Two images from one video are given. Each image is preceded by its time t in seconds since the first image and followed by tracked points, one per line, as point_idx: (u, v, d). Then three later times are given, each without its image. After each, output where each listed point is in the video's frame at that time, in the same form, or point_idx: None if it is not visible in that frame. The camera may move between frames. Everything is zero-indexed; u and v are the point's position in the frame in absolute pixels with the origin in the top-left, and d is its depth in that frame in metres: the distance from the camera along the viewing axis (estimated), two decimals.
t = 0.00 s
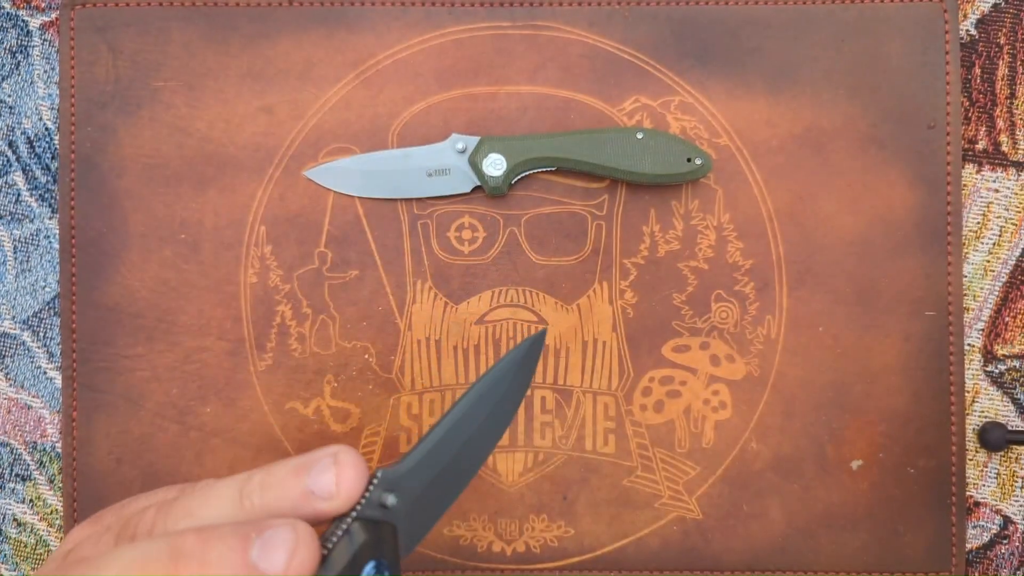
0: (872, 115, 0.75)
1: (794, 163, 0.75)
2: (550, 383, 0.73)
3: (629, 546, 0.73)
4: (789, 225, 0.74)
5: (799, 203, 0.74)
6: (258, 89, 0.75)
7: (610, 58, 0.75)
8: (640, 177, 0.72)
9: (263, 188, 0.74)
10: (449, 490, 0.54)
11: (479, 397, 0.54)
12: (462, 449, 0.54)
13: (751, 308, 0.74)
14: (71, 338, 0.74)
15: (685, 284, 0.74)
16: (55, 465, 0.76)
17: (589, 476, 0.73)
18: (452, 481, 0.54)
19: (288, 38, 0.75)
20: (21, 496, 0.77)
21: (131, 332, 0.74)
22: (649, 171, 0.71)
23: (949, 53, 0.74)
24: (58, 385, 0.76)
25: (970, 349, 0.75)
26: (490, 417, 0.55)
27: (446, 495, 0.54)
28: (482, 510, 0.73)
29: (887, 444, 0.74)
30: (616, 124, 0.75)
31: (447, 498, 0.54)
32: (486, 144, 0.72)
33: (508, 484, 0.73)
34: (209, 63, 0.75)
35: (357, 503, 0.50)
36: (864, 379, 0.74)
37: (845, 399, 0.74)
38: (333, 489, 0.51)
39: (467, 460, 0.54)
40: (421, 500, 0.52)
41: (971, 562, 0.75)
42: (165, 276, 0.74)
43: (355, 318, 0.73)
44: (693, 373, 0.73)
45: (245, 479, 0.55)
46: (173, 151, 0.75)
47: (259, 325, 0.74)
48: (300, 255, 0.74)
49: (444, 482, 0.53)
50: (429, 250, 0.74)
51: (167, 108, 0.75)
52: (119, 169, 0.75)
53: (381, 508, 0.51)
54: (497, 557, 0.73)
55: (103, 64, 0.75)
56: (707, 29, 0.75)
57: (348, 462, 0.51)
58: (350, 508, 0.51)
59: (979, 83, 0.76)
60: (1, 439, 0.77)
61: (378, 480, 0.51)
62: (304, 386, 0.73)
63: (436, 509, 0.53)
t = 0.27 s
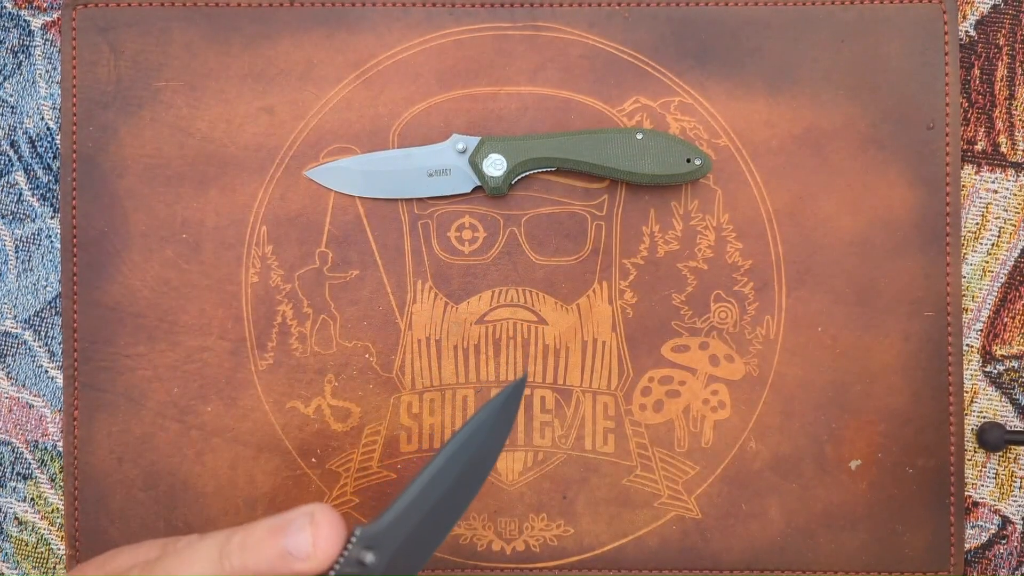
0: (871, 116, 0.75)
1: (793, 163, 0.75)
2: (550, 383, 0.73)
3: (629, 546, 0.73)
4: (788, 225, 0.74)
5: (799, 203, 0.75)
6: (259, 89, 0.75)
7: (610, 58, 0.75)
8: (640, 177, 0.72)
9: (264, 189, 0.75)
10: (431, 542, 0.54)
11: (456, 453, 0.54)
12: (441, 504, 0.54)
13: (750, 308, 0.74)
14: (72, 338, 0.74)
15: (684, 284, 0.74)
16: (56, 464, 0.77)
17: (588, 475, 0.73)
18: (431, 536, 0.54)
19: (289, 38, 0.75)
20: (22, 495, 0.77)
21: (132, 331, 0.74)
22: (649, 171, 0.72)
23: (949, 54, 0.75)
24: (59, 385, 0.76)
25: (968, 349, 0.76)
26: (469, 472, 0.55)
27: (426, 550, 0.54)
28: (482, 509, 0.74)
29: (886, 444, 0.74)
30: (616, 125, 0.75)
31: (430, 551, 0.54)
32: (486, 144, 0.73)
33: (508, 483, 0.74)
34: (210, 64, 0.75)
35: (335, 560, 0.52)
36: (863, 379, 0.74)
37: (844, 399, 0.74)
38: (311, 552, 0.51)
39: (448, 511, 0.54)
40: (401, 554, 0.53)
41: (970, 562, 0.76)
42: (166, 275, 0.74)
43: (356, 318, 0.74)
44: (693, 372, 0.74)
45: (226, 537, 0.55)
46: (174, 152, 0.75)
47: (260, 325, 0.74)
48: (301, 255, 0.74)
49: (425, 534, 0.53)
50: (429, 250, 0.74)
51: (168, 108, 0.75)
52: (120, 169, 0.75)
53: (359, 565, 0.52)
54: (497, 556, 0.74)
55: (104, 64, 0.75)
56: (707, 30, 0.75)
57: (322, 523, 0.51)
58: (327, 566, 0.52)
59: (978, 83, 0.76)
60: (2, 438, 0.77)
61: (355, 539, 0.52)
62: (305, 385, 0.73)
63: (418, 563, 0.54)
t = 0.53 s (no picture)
0: (871, 116, 0.75)
1: (793, 163, 0.75)
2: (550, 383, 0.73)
3: (629, 546, 0.73)
4: (788, 225, 0.74)
5: (799, 203, 0.75)
6: (259, 89, 0.75)
7: (610, 58, 0.75)
8: (640, 177, 0.72)
9: (264, 189, 0.75)
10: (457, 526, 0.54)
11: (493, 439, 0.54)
12: (472, 488, 0.54)
13: (750, 308, 0.74)
14: (72, 338, 0.74)
15: (685, 284, 0.74)
16: (57, 464, 0.77)
17: (589, 475, 0.73)
18: (461, 518, 0.54)
19: (289, 38, 0.75)
20: (22, 496, 0.77)
21: (132, 332, 0.74)
22: (649, 171, 0.72)
23: (948, 54, 0.75)
24: (59, 385, 0.76)
25: (969, 349, 0.76)
26: (503, 458, 0.55)
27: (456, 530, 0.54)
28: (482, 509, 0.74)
29: (886, 443, 0.74)
30: (616, 125, 0.75)
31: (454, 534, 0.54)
32: (486, 144, 0.73)
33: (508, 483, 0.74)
34: (210, 64, 0.75)
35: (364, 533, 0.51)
36: (863, 379, 0.74)
37: (844, 399, 0.74)
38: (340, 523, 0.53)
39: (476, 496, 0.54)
40: (428, 536, 0.52)
41: (970, 561, 0.76)
42: (165, 276, 0.74)
43: (356, 319, 0.74)
44: (693, 372, 0.74)
45: (258, 505, 0.57)
46: (174, 152, 0.75)
47: (260, 325, 0.74)
48: (301, 255, 0.74)
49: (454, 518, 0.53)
50: (429, 250, 0.74)
51: (168, 108, 0.75)
52: (120, 169, 0.75)
53: (385, 540, 0.51)
54: (497, 557, 0.74)
55: (104, 64, 0.75)
56: (707, 30, 0.75)
57: (352, 493, 0.53)
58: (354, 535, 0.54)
59: (979, 83, 0.76)
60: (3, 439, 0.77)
61: (386, 514, 0.51)
62: (305, 386, 0.73)
63: (442, 544, 0.53)
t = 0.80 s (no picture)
0: (871, 115, 0.75)
1: (793, 163, 0.75)
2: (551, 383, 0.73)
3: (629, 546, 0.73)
4: (788, 225, 0.74)
5: (799, 203, 0.75)
6: (259, 89, 0.75)
7: (610, 58, 0.75)
8: (640, 177, 0.72)
9: (264, 189, 0.75)
10: (509, 409, 0.46)
11: (575, 325, 0.45)
12: (528, 373, 0.45)
13: (750, 308, 0.74)
14: (72, 338, 0.74)
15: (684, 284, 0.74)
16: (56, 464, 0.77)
17: (589, 475, 0.73)
18: (513, 386, 0.45)
19: (289, 38, 0.75)
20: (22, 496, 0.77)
21: (132, 331, 0.74)
22: (649, 171, 0.72)
23: (948, 54, 0.75)
24: (59, 385, 0.76)
25: (969, 349, 0.76)
26: (572, 355, 0.46)
27: (524, 350, 0.44)
28: (482, 509, 0.74)
29: (886, 443, 0.74)
30: (616, 125, 0.75)
31: (503, 411, 0.46)
32: (486, 144, 0.73)
33: (508, 484, 0.74)
34: (210, 63, 0.75)
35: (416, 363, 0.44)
36: (863, 379, 0.74)
37: (844, 399, 0.74)
38: (379, 345, 0.49)
39: (534, 391, 0.46)
40: (478, 406, 0.45)
41: (971, 561, 0.76)
42: (165, 276, 0.74)
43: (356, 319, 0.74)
44: (693, 372, 0.73)
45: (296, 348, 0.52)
46: (174, 152, 0.75)
47: (259, 325, 0.74)
48: (302, 255, 0.74)
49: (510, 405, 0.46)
50: (429, 250, 0.74)
51: (168, 108, 0.75)
52: (120, 169, 0.75)
53: (435, 380, 0.44)
54: (497, 557, 0.74)
55: (103, 64, 0.75)
56: (707, 30, 0.75)
57: (398, 322, 0.49)
58: (390, 362, 0.49)
59: (979, 83, 0.76)
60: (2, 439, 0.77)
61: (442, 351, 0.44)
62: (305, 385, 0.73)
63: (490, 416, 0.46)
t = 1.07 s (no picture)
0: (872, 115, 0.75)
1: (794, 163, 0.75)
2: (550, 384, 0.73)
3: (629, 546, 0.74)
4: (788, 225, 0.75)
5: (799, 204, 0.75)
6: (260, 89, 0.75)
7: (610, 58, 0.75)
8: (640, 177, 0.72)
9: (265, 189, 0.75)
10: (640, 354, 0.43)
11: (723, 280, 0.42)
12: (677, 318, 0.42)
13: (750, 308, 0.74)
14: (72, 338, 0.74)
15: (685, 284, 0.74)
16: (57, 464, 0.77)
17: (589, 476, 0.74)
18: (656, 328, 0.42)
19: (289, 38, 0.75)
20: (22, 495, 0.77)
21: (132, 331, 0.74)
22: (649, 171, 0.72)
23: (949, 54, 0.75)
24: (59, 385, 0.77)
25: (969, 349, 0.76)
26: (721, 312, 0.43)
27: (691, 293, 0.42)
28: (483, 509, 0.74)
29: (886, 444, 0.74)
30: (616, 124, 0.75)
31: (634, 355, 0.43)
32: (486, 144, 0.72)
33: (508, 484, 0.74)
34: (210, 63, 0.75)
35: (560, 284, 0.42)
36: (863, 378, 0.74)
37: (844, 399, 0.74)
38: (483, 231, 0.53)
39: (675, 340, 0.43)
40: (615, 340, 0.43)
41: (970, 561, 0.76)
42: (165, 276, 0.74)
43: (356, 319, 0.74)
44: (693, 373, 0.74)
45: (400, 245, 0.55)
46: (174, 151, 0.75)
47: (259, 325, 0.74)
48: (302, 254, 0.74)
49: (642, 352, 0.43)
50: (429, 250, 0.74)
51: (168, 108, 0.75)
52: (120, 169, 0.75)
53: (574, 307, 0.42)
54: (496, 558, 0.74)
55: (104, 64, 0.75)
56: (707, 30, 0.75)
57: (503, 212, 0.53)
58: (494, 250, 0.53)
59: (979, 83, 0.76)
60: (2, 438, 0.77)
61: (585, 278, 0.42)
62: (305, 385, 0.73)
63: (621, 354, 0.43)
